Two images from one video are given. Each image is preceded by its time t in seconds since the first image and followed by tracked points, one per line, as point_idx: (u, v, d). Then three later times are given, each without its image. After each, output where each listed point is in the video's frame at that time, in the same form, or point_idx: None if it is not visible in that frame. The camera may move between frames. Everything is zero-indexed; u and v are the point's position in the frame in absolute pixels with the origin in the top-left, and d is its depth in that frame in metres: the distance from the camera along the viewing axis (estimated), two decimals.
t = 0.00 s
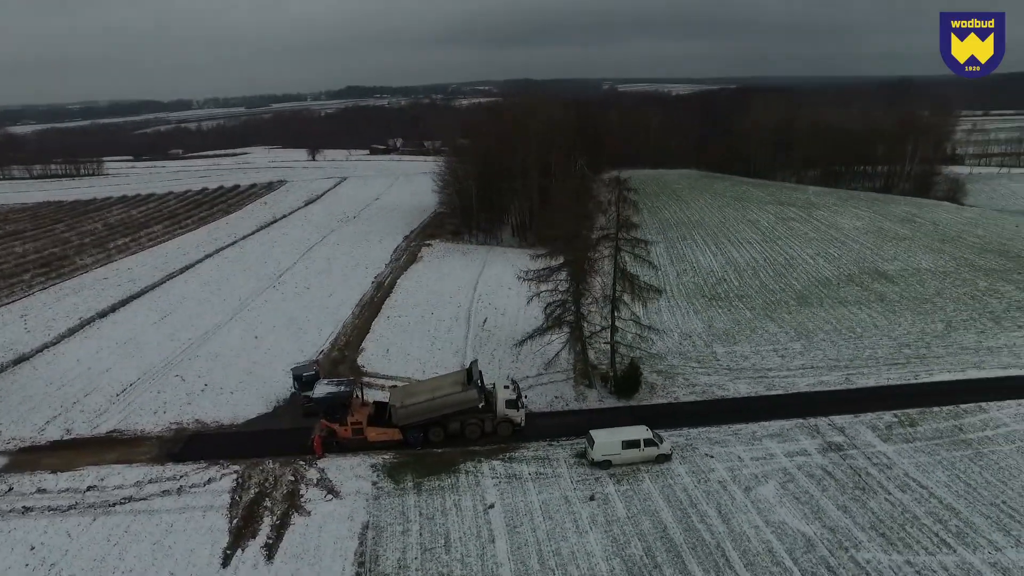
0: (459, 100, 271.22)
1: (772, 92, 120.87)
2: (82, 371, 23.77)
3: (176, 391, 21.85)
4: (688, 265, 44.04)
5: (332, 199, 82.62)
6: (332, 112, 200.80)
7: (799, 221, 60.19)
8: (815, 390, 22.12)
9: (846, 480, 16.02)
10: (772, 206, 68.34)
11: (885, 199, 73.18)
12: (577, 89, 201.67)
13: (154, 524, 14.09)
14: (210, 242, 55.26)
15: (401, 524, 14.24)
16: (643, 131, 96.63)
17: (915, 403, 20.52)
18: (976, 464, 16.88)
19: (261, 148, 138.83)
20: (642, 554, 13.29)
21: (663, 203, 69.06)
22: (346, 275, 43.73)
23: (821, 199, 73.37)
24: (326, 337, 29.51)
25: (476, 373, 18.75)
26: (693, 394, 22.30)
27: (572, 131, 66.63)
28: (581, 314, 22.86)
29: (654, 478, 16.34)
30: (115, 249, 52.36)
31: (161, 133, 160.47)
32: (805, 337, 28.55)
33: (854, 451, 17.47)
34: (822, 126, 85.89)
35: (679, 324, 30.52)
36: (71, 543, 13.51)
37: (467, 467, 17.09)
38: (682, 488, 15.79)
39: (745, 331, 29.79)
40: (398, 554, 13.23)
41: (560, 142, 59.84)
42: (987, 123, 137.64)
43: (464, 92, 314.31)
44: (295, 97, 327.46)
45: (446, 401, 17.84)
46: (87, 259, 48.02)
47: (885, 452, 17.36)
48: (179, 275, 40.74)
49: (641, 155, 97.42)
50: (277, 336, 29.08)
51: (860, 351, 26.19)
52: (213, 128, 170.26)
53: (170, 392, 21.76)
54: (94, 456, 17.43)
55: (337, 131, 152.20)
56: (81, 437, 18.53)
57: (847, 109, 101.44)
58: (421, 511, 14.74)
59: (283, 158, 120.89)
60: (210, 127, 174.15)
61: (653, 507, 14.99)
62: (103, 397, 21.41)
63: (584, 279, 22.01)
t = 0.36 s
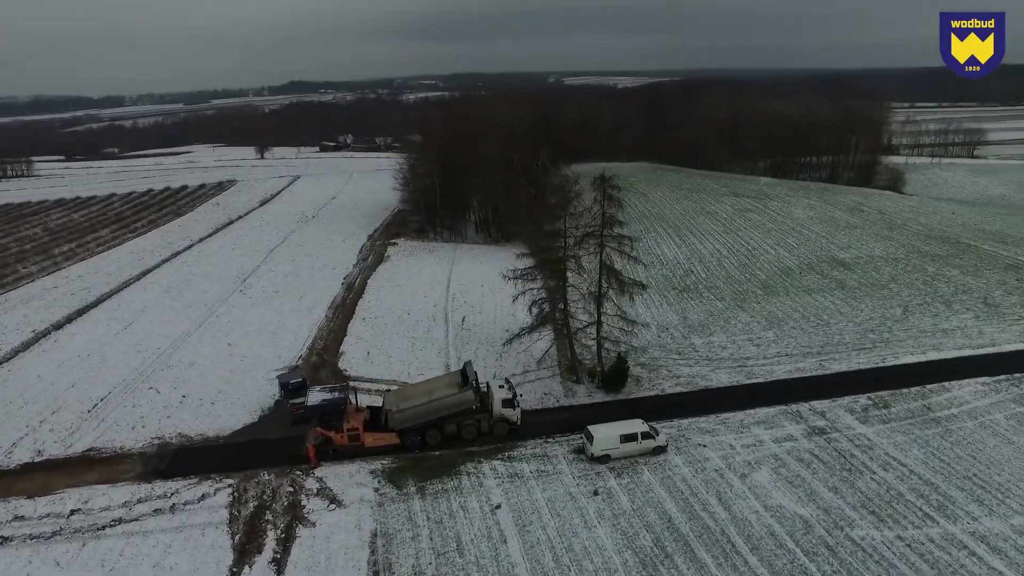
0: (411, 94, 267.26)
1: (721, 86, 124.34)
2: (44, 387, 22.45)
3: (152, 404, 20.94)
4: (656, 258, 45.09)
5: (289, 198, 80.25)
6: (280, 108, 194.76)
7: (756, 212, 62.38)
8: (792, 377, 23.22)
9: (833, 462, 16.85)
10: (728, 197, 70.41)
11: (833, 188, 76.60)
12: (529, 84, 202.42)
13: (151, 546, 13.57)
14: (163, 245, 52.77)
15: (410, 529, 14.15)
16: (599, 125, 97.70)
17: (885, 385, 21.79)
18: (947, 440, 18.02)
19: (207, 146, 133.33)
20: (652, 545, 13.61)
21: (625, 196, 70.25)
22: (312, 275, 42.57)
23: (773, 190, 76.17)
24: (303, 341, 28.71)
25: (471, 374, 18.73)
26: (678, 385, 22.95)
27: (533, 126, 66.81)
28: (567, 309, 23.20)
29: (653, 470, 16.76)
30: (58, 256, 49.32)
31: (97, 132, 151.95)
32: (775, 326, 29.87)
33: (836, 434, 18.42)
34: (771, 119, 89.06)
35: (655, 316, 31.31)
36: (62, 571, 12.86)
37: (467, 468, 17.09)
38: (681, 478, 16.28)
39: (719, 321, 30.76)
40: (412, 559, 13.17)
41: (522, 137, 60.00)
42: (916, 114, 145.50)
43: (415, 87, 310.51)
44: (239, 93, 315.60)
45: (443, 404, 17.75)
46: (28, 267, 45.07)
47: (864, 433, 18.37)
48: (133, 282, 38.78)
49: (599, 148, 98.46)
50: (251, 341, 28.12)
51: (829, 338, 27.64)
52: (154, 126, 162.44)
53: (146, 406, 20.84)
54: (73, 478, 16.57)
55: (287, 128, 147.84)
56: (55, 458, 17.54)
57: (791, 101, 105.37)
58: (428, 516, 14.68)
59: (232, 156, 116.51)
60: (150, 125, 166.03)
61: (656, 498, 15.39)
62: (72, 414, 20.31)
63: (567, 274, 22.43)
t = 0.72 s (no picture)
0: (359, 88, 261.78)
1: (670, 80, 127.19)
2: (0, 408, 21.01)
3: (125, 420, 19.95)
4: (624, 251, 46.05)
5: (241, 198, 77.40)
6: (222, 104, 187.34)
7: (712, 203, 64.40)
8: (767, 362, 24.29)
9: (816, 444, 17.69)
10: (684, 189, 72.18)
11: (782, 178, 79.74)
12: (480, 79, 202.08)
13: (148, 569, 13.08)
14: (110, 251, 50.00)
15: (418, 533, 14.06)
16: (555, 120, 98.32)
17: (854, 367, 23.04)
18: (916, 417, 19.18)
19: (147, 146, 126.93)
20: (659, 533, 13.97)
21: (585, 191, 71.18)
22: (275, 273, 41.14)
23: (726, 180, 78.67)
24: (278, 343, 27.81)
25: (464, 374, 18.68)
26: (661, 376, 23.54)
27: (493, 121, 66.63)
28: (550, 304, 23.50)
29: (649, 461, 17.18)
30: None
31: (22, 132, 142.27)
32: (744, 314, 31.16)
33: (816, 417, 19.36)
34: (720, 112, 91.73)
35: (630, 308, 32.08)
36: None
37: (466, 468, 17.07)
38: (677, 467, 16.77)
39: (691, 312, 31.64)
40: (424, 562, 13.13)
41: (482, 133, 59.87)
42: (850, 105, 152.71)
43: (363, 82, 304.71)
44: (176, 90, 302.16)
45: (437, 405, 17.66)
46: None
47: (841, 415, 19.39)
48: (83, 291, 36.72)
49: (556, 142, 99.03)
50: (223, 346, 27.07)
51: (796, 325, 29.04)
52: (85, 124, 153.48)
53: (119, 422, 19.85)
54: (49, 501, 15.69)
55: (233, 126, 142.48)
56: (25, 482, 16.55)
57: (737, 93, 108.72)
58: (434, 519, 14.62)
59: (176, 156, 111.43)
60: (81, 124, 156.61)
61: (656, 488, 15.79)
62: (38, 435, 19.14)
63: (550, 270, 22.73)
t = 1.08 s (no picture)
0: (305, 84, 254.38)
1: (620, 75, 129.25)
2: None
3: (95, 439, 18.91)
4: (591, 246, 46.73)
5: (188, 200, 74.07)
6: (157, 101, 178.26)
7: (668, 194, 66.04)
8: (741, 350, 25.23)
9: (795, 427, 18.54)
10: (640, 182, 73.59)
11: (732, 169, 82.41)
12: (429, 74, 200.00)
13: None
14: (50, 260, 46.91)
15: (424, 537, 14.01)
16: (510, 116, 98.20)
17: (821, 352, 24.24)
18: (883, 396, 20.37)
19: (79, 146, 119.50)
20: (661, 521, 14.37)
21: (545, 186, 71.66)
22: (235, 276, 39.55)
23: (679, 172, 80.75)
24: (251, 349, 26.85)
25: (455, 374, 18.59)
26: (641, 368, 24.04)
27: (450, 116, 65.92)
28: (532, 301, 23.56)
29: (641, 451, 17.58)
30: None
31: None
32: (711, 304, 32.20)
33: (793, 401, 20.28)
34: (671, 104, 93.80)
35: (603, 302, 32.62)
36: None
37: (463, 468, 17.02)
38: (669, 456, 17.25)
39: (661, 303, 32.41)
40: (435, 565, 13.11)
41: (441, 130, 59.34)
42: (789, 97, 158.87)
43: (308, 77, 296.48)
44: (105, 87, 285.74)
45: (430, 407, 17.54)
46: None
47: (816, 399, 20.38)
48: (26, 304, 34.42)
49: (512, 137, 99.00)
50: (192, 355, 25.96)
51: (762, 313, 30.23)
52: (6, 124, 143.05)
53: (88, 441, 18.81)
54: (25, 529, 14.81)
55: (173, 125, 136.14)
56: None
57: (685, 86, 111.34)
58: (439, 521, 14.59)
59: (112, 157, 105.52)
60: None
61: (651, 477, 16.21)
62: None
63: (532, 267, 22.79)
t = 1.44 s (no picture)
0: (246, 81, 245.17)
1: (570, 71, 130.56)
2: None
3: (64, 462, 17.95)
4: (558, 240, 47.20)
5: (130, 204, 70.30)
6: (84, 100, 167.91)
7: (624, 187, 67.38)
8: (714, 338, 26.15)
9: (774, 411, 19.43)
10: (596, 175, 74.54)
11: (683, 160, 84.72)
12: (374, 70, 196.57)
13: None
14: None
15: (428, 539, 13.95)
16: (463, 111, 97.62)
17: (788, 338, 25.44)
18: (851, 377, 21.61)
19: None
20: (660, 509, 14.80)
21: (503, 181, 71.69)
22: (192, 282, 37.84)
23: (631, 165, 82.42)
24: (221, 357, 25.98)
25: (444, 374, 18.44)
26: (620, 359, 24.49)
27: (407, 111, 64.86)
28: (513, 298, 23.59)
29: (630, 442, 17.99)
30: None
31: None
32: (678, 294, 33.11)
33: (768, 387, 21.23)
34: (622, 98, 95.47)
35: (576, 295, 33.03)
36: None
37: (458, 467, 16.94)
38: (658, 445, 17.74)
39: (631, 295, 33.04)
40: (442, 568, 13.08)
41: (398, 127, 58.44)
42: (731, 90, 163.90)
43: (247, 74, 286.37)
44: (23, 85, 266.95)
45: (422, 408, 17.35)
46: None
47: (789, 384, 21.41)
48: None
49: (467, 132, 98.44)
50: (158, 367, 24.96)
51: (728, 302, 31.31)
52: None
53: (57, 464, 17.83)
54: None
55: (106, 125, 128.77)
56: None
57: (634, 80, 113.23)
58: (441, 523, 14.55)
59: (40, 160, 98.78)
60: None
61: (643, 467, 16.66)
62: None
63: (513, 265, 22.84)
